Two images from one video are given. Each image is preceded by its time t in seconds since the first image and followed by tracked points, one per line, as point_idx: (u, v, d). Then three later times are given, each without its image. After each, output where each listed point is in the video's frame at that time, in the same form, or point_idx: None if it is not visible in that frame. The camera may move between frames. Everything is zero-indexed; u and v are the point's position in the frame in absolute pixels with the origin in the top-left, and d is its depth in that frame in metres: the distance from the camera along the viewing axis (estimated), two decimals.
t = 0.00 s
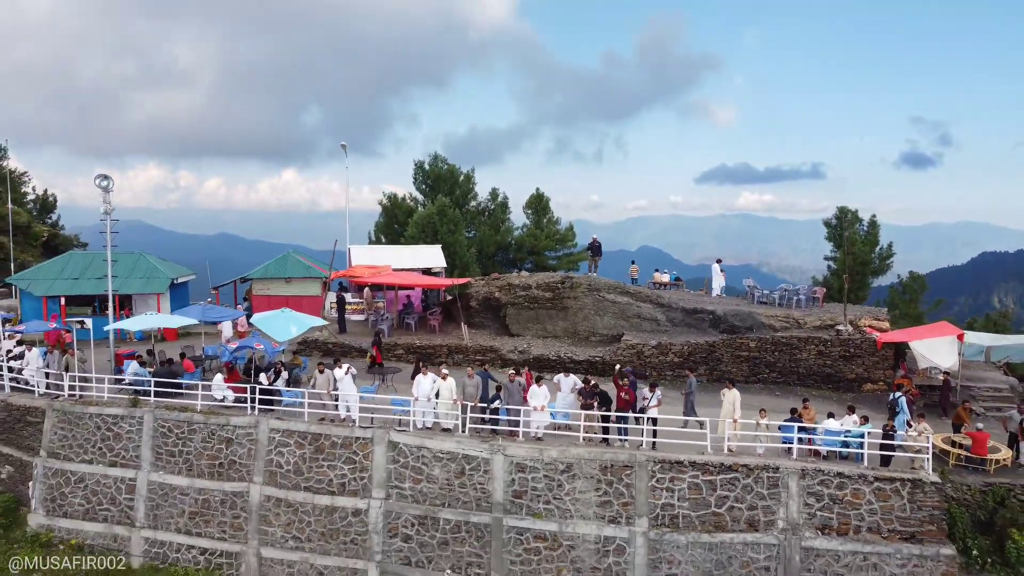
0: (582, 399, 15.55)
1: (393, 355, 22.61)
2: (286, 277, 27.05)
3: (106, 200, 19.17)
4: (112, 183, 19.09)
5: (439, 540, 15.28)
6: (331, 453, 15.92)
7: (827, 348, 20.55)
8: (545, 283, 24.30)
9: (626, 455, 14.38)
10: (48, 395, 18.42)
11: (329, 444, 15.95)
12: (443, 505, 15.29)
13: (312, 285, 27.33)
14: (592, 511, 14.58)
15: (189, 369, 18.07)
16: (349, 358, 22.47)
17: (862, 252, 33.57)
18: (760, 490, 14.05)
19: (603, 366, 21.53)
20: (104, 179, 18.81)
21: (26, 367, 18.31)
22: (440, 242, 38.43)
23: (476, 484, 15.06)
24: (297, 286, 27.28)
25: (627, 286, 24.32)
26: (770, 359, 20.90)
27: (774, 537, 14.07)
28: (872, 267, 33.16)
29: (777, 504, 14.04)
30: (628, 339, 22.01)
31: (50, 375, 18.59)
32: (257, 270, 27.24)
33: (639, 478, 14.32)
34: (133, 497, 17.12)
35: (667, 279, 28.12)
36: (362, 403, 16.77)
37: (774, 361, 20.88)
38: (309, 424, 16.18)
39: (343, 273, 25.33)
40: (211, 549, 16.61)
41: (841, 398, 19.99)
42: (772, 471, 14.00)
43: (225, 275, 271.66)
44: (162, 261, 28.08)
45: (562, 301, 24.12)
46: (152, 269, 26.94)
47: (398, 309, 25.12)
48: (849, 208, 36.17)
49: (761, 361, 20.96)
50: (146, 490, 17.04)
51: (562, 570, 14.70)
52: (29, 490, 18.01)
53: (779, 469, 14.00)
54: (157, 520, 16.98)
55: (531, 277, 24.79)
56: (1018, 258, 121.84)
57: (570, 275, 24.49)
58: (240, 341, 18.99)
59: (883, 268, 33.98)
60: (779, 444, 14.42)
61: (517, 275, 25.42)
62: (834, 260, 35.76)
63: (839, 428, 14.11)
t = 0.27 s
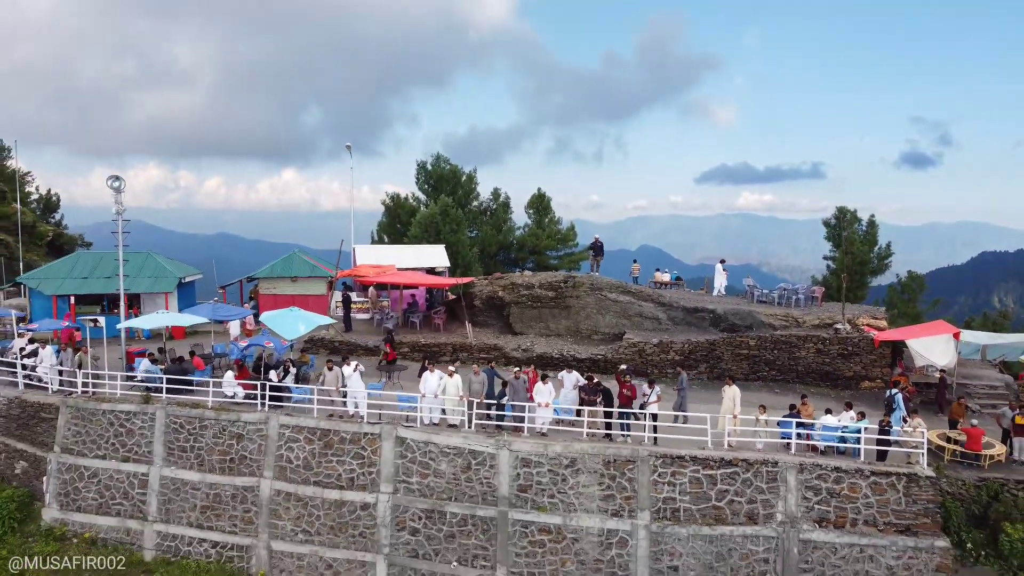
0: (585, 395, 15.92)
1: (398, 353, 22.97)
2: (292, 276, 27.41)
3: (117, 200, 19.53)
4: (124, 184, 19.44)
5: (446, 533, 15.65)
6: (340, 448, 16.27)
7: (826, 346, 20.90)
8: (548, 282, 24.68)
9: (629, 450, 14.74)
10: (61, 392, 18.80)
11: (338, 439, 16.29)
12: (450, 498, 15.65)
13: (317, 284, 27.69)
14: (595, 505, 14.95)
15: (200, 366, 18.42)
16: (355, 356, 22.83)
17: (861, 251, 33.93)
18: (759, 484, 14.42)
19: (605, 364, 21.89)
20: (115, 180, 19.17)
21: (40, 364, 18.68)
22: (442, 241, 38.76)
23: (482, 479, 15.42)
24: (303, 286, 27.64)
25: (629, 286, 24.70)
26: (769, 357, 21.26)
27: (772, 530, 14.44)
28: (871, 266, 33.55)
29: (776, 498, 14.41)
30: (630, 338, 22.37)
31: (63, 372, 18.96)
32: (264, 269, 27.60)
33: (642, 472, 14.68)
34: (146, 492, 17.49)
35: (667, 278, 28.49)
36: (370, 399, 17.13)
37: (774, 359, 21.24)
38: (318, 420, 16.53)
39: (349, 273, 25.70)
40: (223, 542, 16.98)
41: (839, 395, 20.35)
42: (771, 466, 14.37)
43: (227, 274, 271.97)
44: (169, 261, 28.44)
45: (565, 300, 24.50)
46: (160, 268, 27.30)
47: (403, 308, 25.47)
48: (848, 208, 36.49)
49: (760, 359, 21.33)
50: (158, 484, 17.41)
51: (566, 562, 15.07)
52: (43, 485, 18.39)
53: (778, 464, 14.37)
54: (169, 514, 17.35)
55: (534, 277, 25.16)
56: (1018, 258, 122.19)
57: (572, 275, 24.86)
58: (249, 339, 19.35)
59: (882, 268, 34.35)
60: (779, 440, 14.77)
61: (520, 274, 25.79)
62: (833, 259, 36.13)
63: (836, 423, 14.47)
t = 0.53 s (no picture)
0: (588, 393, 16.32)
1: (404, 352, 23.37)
2: (298, 276, 27.81)
3: (129, 202, 19.94)
4: (135, 186, 19.85)
5: (452, 527, 16.06)
6: (348, 444, 16.67)
7: (824, 345, 21.30)
8: (551, 282, 25.10)
9: (631, 445, 15.15)
10: (75, 390, 19.21)
11: (347, 436, 16.69)
12: (457, 493, 16.06)
13: (323, 284, 28.10)
14: (598, 499, 15.35)
15: (211, 364, 18.82)
16: (362, 355, 23.24)
17: (859, 251, 34.35)
18: (758, 479, 14.83)
19: (606, 362, 22.30)
20: (128, 183, 19.58)
21: (55, 362, 19.10)
22: (445, 241, 39.16)
23: (488, 474, 15.83)
24: (309, 285, 28.05)
25: (630, 286, 25.14)
26: (768, 356, 21.67)
27: (770, 523, 14.85)
28: (869, 266, 33.98)
29: (774, 492, 14.81)
30: (631, 337, 22.78)
31: (76, 370, 19.37)
32: (270, 269, 28.00)
33: (643, 467, 15.09)
34: (158, 487, 17.90)
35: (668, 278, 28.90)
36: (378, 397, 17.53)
37: (772, 357, 21.65)
38: (327, 417, 16.94)
39: (354, 273, 26.11)
40: (234, 536, 17.39)
41: (836, 393, 20.75)
42: (770, 461, 14.78)
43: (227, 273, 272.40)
44: (177, 261, 28.84)
45: (567, 299, 24.91)
46: (168, 268, 27.69)
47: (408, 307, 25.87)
48: (846, 209, 36.90)
49: (759, 358, 21.74)
50: (171, 480, 17.82)
51: (569, 555, 15.48)
52: (58, 480, 18.81)
53: (776, 459, 14.78)
54: (181, 509, 17.76)
55: (537, 277, 25.58)
56: (1017, 258, 122.60)
57: (574, 275, 25.29)
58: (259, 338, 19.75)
59: (879, 268, 34.79)
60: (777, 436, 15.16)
61: (523, 274, 26.22)
62: (831, 259, 36.56)
63: (833, 420, 14.87)
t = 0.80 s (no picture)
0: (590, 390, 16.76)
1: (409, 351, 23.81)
2: (304, 276, 28.25)
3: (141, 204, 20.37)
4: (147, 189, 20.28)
5: (458, 520, 16.53)
6: (357, 441, 17.12)
7: (821, 344, 21.73)
8: (553, 282, 25.55)
9: (632, 441, 15.60)
10: (88, 388, 19.67)
11: (355, 432, 17.14)
12: (462, 488, 16.53)
13: (328, 284, 28.54)
14: (600, 493, 15.81)
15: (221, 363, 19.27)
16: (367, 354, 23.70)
17: (856, 251, 34.79)
18: (755, 474, 15.29)
19: (607, 361, 22.75)
20: (140, 185, 20.01)
21: (69, 360, 19.56)
22: (447, 242, 39.60)
23: (492, 469, 16.29)
24: (315, 285, 28.49)
25: (630, 286, 25.59)
26: (766, 354, 22.12)
27: (767, 516, 15.32)
28: (866, 266, 34.41)
29: (770, 486, 15.27)
30: (632, 336, 23.22)
31: (90, 369, 19.82)
32: (276, 269, 28.43)
33: (644, 462, 15.55)
34: (171, 482, 18.37)
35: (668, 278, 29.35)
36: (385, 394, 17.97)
37: (770, 356, 22.10)
38: (336, 414, 17.38)
39: (359, 273, 26.54)
40: (245, 530, 17.87)
41: (832, 391, 21.21)
42: (766, 456, 15.23)
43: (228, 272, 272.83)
44: (185, 261, 29.27)
45: (569, 299, 25.36)
46: (176, 268, 28.12)
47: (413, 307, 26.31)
48: (844, 210, 37.37)
49: (757, 356, 22.19)
50: (183, 475, 18.28)
51: (572, 547, 15.95)
52: (72, 476, 19.28)
53: (772, 454, 15.24)
54: (193, 503, 18.23)
55: (539, 277, 26.02)
56: (1016, 258, 123.05)
57: (576, 275, 25.73)
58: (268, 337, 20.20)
59: (877, 268, 35.22)
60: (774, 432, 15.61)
61: (525, 275, 26.67)
62: (829, 259, 37.00)
63: (827, 417, 15.32)
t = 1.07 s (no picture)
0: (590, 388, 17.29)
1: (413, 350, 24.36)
2: (310, 277, 28.77)
3: (154, 208, 20.92)
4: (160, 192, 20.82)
5: (463, 514, 17.08)
6: (365, 437, 17.67)
7: (816, 343, 22.27)
8: (554, 283, 26.11)
9: (632, 438, 16.15)
10: (103, 386, 20.21)
11: (363, 429, 17.68)
12: (468, 483, 17.07)
13: (333, 285, 29.08)
14: (601, 488, 16.36)
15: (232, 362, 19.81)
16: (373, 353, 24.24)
17: (853, 252, 35.33)
18: (751, 469, 15.83)
19: (608, 360, 23.29)
20: (153, 189, 20.56)
21: (84, 359, 20.09)
22: (449, 242, 40.14)
23: (497, 464, 16.84)
24: (320, 286, 29.02)
25: (630, 286, 26.15)
26: (762, 354, 22.65)
27: (762, 510, 15.86)
28: (862, 267, 34.95)
29: (766, 481, 15.82)
30: (631, 336, 23.76)
31: (104, 367, 20.36)
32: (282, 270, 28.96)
33: (643, 458, 16.09)
34: (184, 478, 18.92)
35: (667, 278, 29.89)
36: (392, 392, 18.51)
37: (767, 355, 22.64)
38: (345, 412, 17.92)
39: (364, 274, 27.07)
40: (257, 524, 18.42)
41: (827, 389, 21.76)
42: (762, 452, 15.78)
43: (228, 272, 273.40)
44: (192, 262, 29.78)
45: (570, 299, 25.91)
46: (184, 269, 28.64)
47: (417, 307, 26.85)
48: (841, 211, 37.91)
49: (754, 356, 22.73)
50: (196, 471, 18.83)
51: (574, 540, 16.50)
52: (88, 471, 19.82)
53: (767, 450, 15.79)
54: (206, 498, 18.78)
55: (541, 278, 26.58)
56: (1015, 257, 123.57)
57: (577, 276, 26.29)
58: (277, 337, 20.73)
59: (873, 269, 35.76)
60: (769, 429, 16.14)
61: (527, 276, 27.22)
62: (827, 259, 37.55)
63: (820, 414, 15.85)
